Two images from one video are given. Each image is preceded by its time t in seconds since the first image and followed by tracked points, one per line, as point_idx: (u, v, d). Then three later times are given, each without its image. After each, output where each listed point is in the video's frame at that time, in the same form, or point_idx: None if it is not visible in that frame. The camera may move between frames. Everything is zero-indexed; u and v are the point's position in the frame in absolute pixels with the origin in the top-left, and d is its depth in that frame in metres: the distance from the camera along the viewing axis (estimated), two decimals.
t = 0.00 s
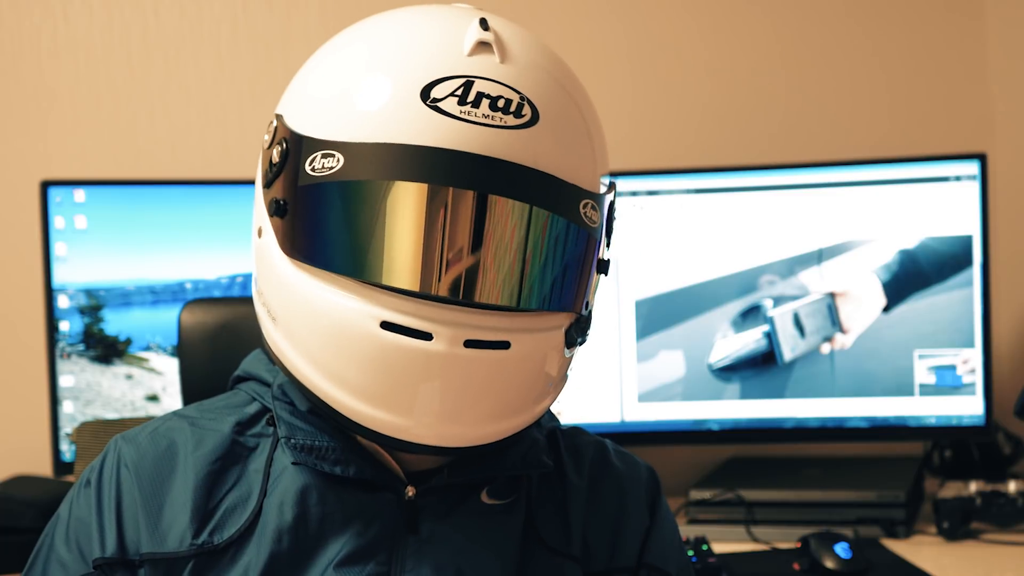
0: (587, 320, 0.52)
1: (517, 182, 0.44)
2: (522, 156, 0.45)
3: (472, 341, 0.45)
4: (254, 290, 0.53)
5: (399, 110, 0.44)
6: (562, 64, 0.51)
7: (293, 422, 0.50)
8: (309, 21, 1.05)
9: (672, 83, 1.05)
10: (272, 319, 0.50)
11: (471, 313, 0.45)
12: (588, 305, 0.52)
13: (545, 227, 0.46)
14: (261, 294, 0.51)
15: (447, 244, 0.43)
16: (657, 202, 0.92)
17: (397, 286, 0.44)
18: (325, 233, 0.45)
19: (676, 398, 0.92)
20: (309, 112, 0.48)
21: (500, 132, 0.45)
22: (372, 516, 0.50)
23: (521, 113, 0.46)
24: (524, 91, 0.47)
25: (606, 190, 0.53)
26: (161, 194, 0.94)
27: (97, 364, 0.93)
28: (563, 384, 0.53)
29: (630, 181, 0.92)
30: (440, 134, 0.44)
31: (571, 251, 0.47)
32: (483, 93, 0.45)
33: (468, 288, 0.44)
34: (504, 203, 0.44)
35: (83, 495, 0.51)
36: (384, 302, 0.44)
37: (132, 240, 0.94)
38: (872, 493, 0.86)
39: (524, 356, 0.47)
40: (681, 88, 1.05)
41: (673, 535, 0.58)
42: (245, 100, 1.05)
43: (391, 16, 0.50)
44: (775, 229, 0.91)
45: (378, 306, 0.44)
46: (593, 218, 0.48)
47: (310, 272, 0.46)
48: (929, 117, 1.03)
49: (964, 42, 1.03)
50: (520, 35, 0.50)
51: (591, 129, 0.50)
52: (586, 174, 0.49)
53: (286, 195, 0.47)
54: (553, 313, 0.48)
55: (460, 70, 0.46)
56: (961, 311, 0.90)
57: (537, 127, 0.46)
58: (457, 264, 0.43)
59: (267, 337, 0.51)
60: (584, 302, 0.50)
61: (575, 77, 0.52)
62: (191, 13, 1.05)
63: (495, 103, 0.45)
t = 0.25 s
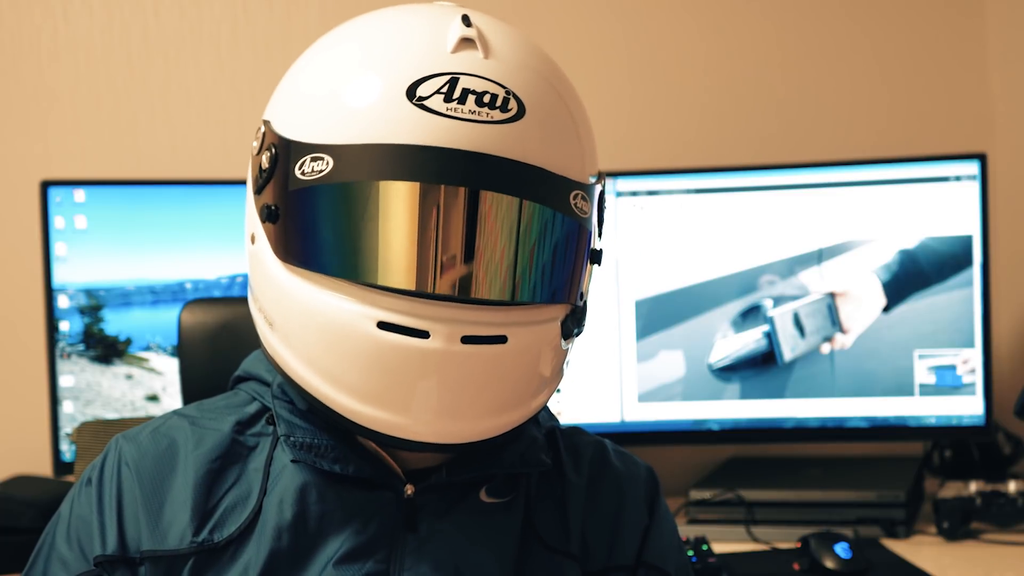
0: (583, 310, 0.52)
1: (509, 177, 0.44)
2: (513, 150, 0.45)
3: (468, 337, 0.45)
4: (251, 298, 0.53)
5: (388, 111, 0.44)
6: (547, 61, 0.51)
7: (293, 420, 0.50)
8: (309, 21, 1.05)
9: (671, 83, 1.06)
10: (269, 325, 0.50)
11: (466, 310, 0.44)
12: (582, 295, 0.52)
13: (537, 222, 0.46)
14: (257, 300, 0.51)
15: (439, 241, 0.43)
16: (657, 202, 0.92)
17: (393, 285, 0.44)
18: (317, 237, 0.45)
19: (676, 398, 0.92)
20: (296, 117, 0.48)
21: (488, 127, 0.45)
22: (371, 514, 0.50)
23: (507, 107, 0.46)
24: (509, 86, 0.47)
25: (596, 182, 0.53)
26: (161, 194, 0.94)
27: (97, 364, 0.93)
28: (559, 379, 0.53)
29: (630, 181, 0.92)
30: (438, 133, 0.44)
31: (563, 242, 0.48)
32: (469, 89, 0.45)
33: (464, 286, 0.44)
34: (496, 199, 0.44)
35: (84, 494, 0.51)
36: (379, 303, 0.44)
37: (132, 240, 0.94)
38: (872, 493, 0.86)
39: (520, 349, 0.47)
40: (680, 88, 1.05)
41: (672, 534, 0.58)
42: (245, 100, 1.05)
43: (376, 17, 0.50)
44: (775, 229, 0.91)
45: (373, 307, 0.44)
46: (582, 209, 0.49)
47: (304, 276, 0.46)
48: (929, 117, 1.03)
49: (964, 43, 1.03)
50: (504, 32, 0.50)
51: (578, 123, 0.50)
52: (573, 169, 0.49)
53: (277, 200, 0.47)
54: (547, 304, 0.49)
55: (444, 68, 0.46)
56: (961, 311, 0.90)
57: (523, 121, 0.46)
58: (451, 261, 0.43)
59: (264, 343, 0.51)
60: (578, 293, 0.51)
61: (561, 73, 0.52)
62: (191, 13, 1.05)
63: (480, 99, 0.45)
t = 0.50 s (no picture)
0: (574, 304, 0.52)
1: (497, 173, 0.44)
2: (501, 147, 0.45)
3: (459, 336, 0.45)
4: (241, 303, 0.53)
5: (371, 114, 0.44)
6: (530, 54, 0.51)
7: (288, 421, 0.50)
8: (309, 21, 1.05)
9: (671, 83, 1.05)
10: (261, 331, 0.50)
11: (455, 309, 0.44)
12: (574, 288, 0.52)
13: (525, 218, 0.46)
14: (248, 306, 0.51)
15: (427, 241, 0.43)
16: (657, 202, 0.92)
17: (381, 287, 0.44)
18: (304, 242, 0.45)
19: (676, 398, 0.92)
20: (280, 122, 0.48)
21: (472, 124, 0.44)
22: (367, 515, 0.50)
23: (489, 104, 0.46)
24: (491, 82, 0.46)
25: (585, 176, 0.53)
26: (161, 194, 0.94)
27: (97, 364, 0.93)
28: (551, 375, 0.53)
29: (630, 181, 0.92)
30: (434, 134, 0.44)
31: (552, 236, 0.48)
32: (450, 87, 0.45)
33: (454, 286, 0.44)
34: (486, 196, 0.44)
35: (81, 496, 0.51)
36: (369, 306, 0.44)
37: (132, 240, 0.94)
38: (872, 493, 0.86)
39: (513, 347, 0.47)
40: (680, 88, 1.05)
41: (669, 533, 0.58)
42: (245, 100, 1.05)
43: (355, 19, 0.50)
44: (774, 229, 0.91)
45: (363, 310, 0.44)
46: (570, 202, 0.49)
47: (293, 283, 0.46)
48: (928, 117, 1.03)
49: (964, 42, 1.03)
50: (486, 28, 0.50)
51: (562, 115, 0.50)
52: (560, 163, 0.49)
53: (263, 206, 0.47)
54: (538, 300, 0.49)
55: (425, 66, 0.45)
56: (961, 311, 0.90)
57: (506, 117, 0.46)
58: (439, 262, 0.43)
59: (257, 349, 0.51)
60: (570, 287, 0.51)
61: (546, 67, 0.51)
62: (190, 13, 1.05)
63: (462, 96, 0.45)
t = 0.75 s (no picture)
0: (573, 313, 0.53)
1: (492, 188, 0.44)
2: (495, 161, 0.45)
3: (455, 354, 0.45)
4: (235, 315, 0.53)
5: (363, 127, 0.44)
6: (524, 58, 0.51)
7: (282, 428, 0.50)
8: (309, 22, 1.05)
9: (671, 83, 1.05)
10: (255, 345, 0.50)
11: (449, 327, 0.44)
12: (572, 297, 0.52)
13: (521, 234, 0.46)
14: (241, 319, 0.51)
15: (421, 258, 0.43)
16: (657, 202, 0.92)
17: (374, 307, 0.44)
18: (297, 258, 0.45)
19: (676, 398, 0.92)
20: (270, 131, 0.47)
21: (466, 138, 0.44)
22: (362, 521, 0.50)
23: (483, 115, 0.45)
24: (485, 91, 0.46)
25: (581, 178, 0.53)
26: (161, 195, 0.94)
27: (97, 364, 0.94)
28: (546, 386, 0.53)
29: (630, 181, 0.92)
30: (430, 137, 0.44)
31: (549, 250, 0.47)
32: (443, 99, 0.45)
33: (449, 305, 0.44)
34: (481, 211, 0.44)
35: (75, 502, 0.51)
36: (363, 325, 0.44)
37: (131, 240, 0.94)
38: (872, 493, 0.86)
39: (509, 361, 0.47)
40: (680, 88, 1.05)
41: (667, 533, 0.58)
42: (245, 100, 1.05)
43: (345, 23, 0.49)
44: (775, 229, 0.91)
45: (358, 329, 0.44)
46: (567, 210, 0.49)
47: (286, 300, 0.46)
48: (928, 117, 1.03)
49: (964, 43, 1.03)
50: (479, 33, 0.49)
51: (556, 117, 0.50)
52: (554, 171, 0.49)
53: (254, 219, 0.47)
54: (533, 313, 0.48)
55: (418, 77, 0.45)
56: (962, 311, 0.90)
57: (501, 129, 0.46)
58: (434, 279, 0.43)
59: (251, 361, 0.51)
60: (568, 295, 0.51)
61: (537, 66, 0.51)
62: (191, 14, 1.05)
63: (455, 107, 0.45)
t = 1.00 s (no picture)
0: (566, 313, 0.52)
1: (485, 189, 0.44)
2: (488, 161, 0.45)
3: (448, 355, 0.45)
4: (228, 315, 0.53)
5: (354, 128, 0.44)
6: (517, 56, 0.50)
7: (276, 430, 0.50)
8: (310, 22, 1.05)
9: (671, 83, 1.06)
10: (249, 345, 0.50)
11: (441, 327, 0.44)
12: (565, 297, 0.52)
13: (515, 234, 0.46)
14: (235, 319, 0.51)
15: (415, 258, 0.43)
16: (657, 202, 0.92)
17: (365, 307, 0.44)
18: (289, 259, 0.45)
19: (676, 398, 0.92)
20: (262, 132, 0.47)
21: (458, 137, 0.44)
22: (357, 524, 0.50)
23: (476, 114, 0.45)
24: (477, 91, 0.46)
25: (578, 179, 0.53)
26: (162, 194, 0.94)
27: (97, 364, 0.94)
28: (541, 386, 0.53)
29: (630, 181, 0.92)
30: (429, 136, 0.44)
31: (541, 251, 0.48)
32: (436, 99, 0.45)
33: (443, 305, 0.44)
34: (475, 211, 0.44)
35: (69, 507, 0.51)
36: (356, 327, 0.44)
37: (131, 241, 0.94)
38: (872, 493, 0.86)
39: (504, 362, 0.47)
40: (680, 88, 1.06)
41: (663, 532, 0.58)
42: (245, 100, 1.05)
43: (337, 23, 0.49)
44: (775, 230, 0.91)
45: (351, 331, 0.44)
46: (561, 210, 0.49)
47: (279, 300, 0.46)
48: (928, 117, 1.03)
49: (963, 43, 1.03)
50: (473, 34, 0.49)
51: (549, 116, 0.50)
52: (548, 171, 0.49)
53: (247, 220, 0.47)
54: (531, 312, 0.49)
55: (410, 77, 0.45)
56: (961, 311, 0.90)
57: (493, 128, 0.46)
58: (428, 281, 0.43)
59: (244, 362, 0.51)
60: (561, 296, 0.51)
61: (529, 65, 0.51)
62: (191, 14, 1.05)
63: (448, 108, 0.45)
